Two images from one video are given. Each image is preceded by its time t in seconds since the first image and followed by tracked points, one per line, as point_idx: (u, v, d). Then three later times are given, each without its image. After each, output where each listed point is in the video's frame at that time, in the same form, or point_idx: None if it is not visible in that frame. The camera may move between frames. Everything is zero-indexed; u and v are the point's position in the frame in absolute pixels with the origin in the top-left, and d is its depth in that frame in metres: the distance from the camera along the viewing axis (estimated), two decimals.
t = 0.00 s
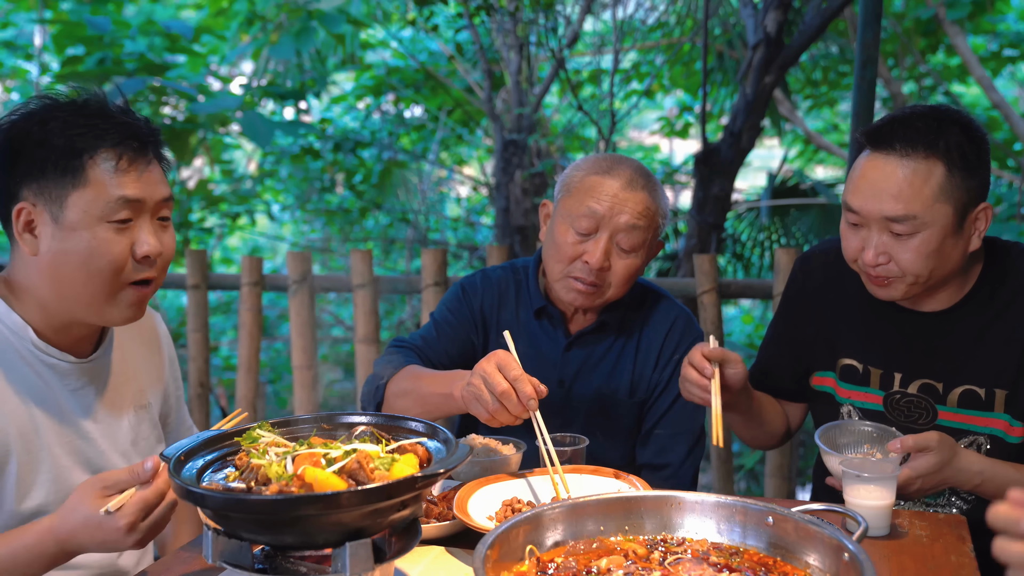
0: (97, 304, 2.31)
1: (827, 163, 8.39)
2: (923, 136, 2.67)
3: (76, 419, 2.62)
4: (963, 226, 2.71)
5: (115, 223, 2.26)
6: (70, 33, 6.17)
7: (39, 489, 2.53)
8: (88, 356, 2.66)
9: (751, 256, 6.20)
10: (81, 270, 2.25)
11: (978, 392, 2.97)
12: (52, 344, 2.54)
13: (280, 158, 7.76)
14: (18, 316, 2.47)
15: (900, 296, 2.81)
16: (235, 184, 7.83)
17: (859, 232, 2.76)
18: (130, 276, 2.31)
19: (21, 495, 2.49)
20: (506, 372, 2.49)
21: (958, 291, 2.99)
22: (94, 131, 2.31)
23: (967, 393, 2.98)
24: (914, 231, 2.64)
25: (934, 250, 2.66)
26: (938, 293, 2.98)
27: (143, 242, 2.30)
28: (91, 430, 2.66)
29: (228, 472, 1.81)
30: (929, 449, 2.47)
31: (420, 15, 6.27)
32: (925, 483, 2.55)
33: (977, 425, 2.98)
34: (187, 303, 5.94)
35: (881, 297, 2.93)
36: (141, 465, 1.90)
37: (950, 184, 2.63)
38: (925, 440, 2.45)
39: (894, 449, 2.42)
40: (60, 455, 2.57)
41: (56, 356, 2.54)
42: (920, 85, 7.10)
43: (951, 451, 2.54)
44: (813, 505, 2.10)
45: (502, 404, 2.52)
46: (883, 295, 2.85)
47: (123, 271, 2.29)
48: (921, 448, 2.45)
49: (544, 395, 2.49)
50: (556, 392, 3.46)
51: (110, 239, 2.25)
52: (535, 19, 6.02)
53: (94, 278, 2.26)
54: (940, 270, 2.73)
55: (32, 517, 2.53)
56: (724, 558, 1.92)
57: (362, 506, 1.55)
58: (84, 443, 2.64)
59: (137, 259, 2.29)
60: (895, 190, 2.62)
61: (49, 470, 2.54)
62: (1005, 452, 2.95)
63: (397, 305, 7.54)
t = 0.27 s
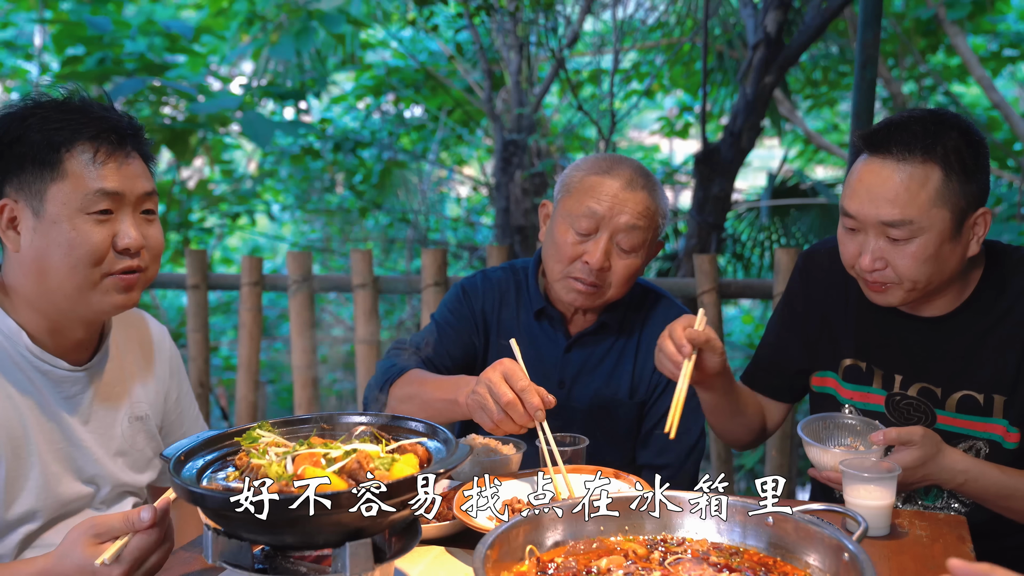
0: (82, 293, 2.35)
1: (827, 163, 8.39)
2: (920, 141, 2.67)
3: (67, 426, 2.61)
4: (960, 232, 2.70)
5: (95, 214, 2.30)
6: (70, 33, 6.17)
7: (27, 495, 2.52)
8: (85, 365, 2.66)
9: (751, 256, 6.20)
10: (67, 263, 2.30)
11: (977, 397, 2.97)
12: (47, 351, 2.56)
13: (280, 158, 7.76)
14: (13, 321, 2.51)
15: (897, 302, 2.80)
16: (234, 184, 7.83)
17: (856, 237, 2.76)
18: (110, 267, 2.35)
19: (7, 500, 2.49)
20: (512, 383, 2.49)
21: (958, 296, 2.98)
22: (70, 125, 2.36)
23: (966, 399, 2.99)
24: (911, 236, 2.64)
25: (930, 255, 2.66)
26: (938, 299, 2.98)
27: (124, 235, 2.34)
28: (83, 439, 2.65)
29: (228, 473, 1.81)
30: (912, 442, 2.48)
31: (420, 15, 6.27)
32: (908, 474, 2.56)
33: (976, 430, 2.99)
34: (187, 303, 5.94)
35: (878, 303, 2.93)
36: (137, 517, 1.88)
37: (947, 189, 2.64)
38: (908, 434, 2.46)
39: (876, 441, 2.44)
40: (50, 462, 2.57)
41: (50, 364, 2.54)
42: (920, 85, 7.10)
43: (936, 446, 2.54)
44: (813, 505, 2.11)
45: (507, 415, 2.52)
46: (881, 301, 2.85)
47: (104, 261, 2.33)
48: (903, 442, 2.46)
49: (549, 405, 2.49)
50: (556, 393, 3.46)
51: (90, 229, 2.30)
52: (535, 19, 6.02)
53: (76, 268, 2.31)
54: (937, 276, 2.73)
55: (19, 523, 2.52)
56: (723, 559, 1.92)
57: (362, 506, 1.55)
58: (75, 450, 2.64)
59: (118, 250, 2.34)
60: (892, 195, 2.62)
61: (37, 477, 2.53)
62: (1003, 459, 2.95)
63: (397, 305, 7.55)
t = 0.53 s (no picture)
0: (80, 287, 2.39)
1: (827, 163, 8.39)
2: (918, 144, 2.67)
3: (65, 426, 2.62)
4: (959, 237, 2.70)
5: (92, 208, 2.34)
6: (70, 33, 6.16)
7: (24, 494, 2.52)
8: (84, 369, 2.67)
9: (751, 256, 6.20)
10: (67, 258, 2.33)
11: (978, 403, 2.97)
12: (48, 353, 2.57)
13: (280, 158, 7.76)
14: (15, 321, 2.52)
15: (895, 308, 2.80)
16: (234, 184, 7.83)
17: (853, 241, 2.76)
18: (108, 259, 2.38)
19: (4, 499, 2.48)
20: (506, 382, 2.52)
21: (958, 302, 2.98)
22: (65, 122, 2.40)
23: (967, 405, 2.98)
24: (909, 240, 2.64)
25: (928, 260, 2.66)
26: (937, 305, 2.98)
27: (121, 228, 2.38)
28: (81, 440, 2.65)
29: (228, 473, 1.81)
30: (911, 448, 2.47)
31: (420, 15, 6.27)
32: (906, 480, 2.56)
33: (977, 435, 2.99)
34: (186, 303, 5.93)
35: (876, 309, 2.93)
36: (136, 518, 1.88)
37: (946, 193, 2.63)
38: (908, 438, 2.46)
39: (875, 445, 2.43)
40: (48, 462, 2.57)
41: (52, 365, 2.56)
42: (920, 85, 7.10)
43: (935, 452, 2.54)
44: (813, 505, 2.11)
45: (502, 414, 2.52)
46: (878, 306, 2.85)
47: (101, 254, 2.37)
48: (903, 446, 2.46)
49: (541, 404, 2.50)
50: (556, 393, 3.47)
51: (87, 222, 2.33)
52: (535, 19, 6.02)
53: (74, 262, 2.34)
54: (937, 281, 2.73)
55: (14, 524, 2.51)
56: (724, 558, 1.92)
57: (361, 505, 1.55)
58: (73, 451, 2.64)
59: (114, 244, 2.37)
60: (890, 198, 2.62)
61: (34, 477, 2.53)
62: (1003, 464, 2.94)
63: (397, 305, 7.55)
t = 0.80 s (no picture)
0: (88, 287, 2.39)
1: (827, 163, 8.39)
2: (912, 149, 2.67)
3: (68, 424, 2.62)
4: (954, 242, 2.70)
5: (101, 209, 2.35)
6: (70, 33, 6.16)
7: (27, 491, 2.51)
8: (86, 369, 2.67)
9: (751, 256, 6.20)
10: (74, 256, 2.34)
11: (976, 406, 2.98)
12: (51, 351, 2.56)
13: (280, 158, 7.76)
14: (18, 319, 2.51)
15: (890, 314, 2.80)
16: (235, 184, 7.83)
17: (848, 245, 2.77)
18: (117, 259, 2.39)
19: (7, 496, 2.48)
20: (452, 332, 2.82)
21: (953, 306, 2.98)
22: (76, 123, 2.42)
23: (965, 408, 2.99)
24: (902, 244, 2.64)
25: (923, 264, 2.66)
26: (933, 311, 2.99)
27: (129, 229, 2.39)
28: (84, 438, 2.65)
29: (229, 473, 1.81)
30: (909, 449, 2.47)
31: (420, 15, 6.27)
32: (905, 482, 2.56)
33: (975, 438, 2.99)
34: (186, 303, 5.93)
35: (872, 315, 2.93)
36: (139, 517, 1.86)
37: (940, 198, 2.63)
38: (906, 440, 2.45)
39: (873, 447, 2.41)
40: (51, 460, 2.56)
41: (55, 363, 2.56)
42: (920, 85, 7.10)
43: (934, 453, 2.54)
44: (813, 505, 2.11)
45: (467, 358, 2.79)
46: (873, 312, 2.85)
47: (110, 254, 2.37)
48: (901, 448, 2.44)
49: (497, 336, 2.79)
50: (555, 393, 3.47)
51: (95, 223, 2.34)
52: (535, 19, 6.02)
53: (82, 262, 2.34)
54: (931, 286, 2.73)
55: (19, 520, 2.51)
56: (723, 558, 1.92)
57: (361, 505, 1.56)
58: (76, 449, 2.64)
59: (123, 244, 2.38)
60: (884, 203, 2.62)
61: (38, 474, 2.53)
62: (1003, 467, 2.95)
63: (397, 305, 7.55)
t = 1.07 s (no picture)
0: (116, 301, 2.42)
1: (827, 163, 8.39)
2: (906, 148, 2.68)
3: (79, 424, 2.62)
4: (947, 240, 2.71)
5: (143, 227, 2.39)
6: (70, 33, 6.16)
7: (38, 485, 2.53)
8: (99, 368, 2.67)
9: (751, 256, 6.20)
10: (108, 267, 2.37)
11: (974, 406, 2.98)
12: (67, 348, 2.56)
13: (280, 158, 7.76)
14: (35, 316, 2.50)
15: (887, 315, 2.80)
16: (235, 184, 7.83)
17: (843, 245, 2.76)
18: (149, 275, 2.43)
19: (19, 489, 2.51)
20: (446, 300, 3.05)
21: (950, 304, 2.98)
22: (131, 138, 2.45)
23: (962, 407, 2.99)
24: (896, 243, 2.64)
25: (917, 263, 2.66)
26: (931, 308, 2.98)
27: (164, 249, 2.43)
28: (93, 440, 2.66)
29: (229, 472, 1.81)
30: (903, 446, 2.46)
31: (420, 15, 6.27)
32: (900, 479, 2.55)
33: (973, 437, 3.00)
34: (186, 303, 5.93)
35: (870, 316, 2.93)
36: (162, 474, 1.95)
37: (932, 197, 2.64)
38: (901, 436, 2.44)
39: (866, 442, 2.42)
40: (62, 458, 2.57)
41: (71, 362, 2.56)
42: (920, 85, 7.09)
43: (929, 448, 2.53)
44: (813, 505, 2.10)
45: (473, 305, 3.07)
46: (870, 313, 2.85)
47: (144, 270, 2.41)
48: (896, 444, 2.44)
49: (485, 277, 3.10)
50: (551, 392, 3.47)
51: (134, 240, 2.38)
52: (535, 19, 6.02)
53: (117, 276, 2.38)
54: (926, 284, 2.73)
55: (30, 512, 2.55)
56: (724, 558, 1.92)
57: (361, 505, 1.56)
58: (86, 447, 2.64)
59: (158, 263, 2.43)
60: (877, 202, 2.63)
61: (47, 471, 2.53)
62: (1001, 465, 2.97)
63: (397, 305, 7.55)
